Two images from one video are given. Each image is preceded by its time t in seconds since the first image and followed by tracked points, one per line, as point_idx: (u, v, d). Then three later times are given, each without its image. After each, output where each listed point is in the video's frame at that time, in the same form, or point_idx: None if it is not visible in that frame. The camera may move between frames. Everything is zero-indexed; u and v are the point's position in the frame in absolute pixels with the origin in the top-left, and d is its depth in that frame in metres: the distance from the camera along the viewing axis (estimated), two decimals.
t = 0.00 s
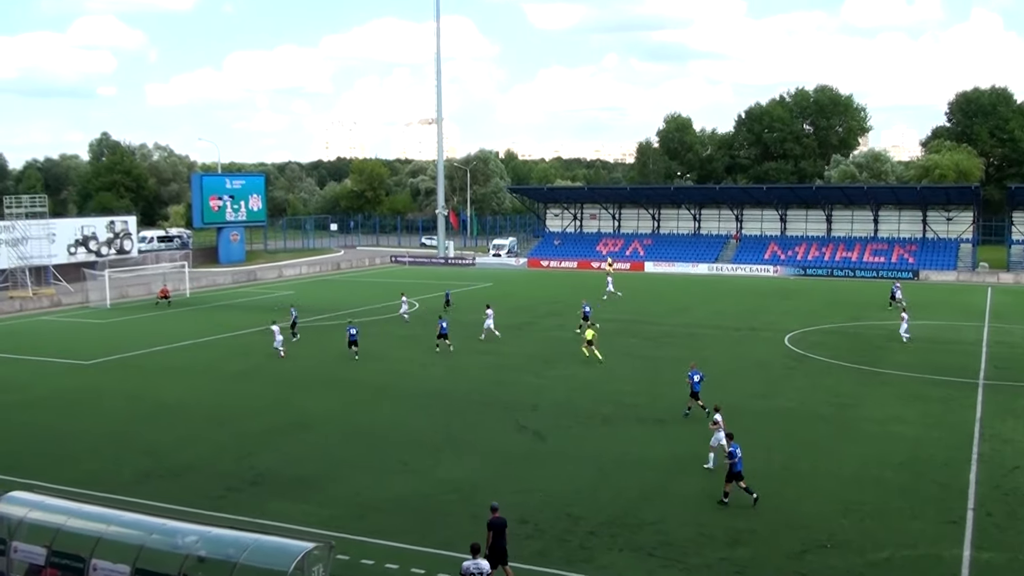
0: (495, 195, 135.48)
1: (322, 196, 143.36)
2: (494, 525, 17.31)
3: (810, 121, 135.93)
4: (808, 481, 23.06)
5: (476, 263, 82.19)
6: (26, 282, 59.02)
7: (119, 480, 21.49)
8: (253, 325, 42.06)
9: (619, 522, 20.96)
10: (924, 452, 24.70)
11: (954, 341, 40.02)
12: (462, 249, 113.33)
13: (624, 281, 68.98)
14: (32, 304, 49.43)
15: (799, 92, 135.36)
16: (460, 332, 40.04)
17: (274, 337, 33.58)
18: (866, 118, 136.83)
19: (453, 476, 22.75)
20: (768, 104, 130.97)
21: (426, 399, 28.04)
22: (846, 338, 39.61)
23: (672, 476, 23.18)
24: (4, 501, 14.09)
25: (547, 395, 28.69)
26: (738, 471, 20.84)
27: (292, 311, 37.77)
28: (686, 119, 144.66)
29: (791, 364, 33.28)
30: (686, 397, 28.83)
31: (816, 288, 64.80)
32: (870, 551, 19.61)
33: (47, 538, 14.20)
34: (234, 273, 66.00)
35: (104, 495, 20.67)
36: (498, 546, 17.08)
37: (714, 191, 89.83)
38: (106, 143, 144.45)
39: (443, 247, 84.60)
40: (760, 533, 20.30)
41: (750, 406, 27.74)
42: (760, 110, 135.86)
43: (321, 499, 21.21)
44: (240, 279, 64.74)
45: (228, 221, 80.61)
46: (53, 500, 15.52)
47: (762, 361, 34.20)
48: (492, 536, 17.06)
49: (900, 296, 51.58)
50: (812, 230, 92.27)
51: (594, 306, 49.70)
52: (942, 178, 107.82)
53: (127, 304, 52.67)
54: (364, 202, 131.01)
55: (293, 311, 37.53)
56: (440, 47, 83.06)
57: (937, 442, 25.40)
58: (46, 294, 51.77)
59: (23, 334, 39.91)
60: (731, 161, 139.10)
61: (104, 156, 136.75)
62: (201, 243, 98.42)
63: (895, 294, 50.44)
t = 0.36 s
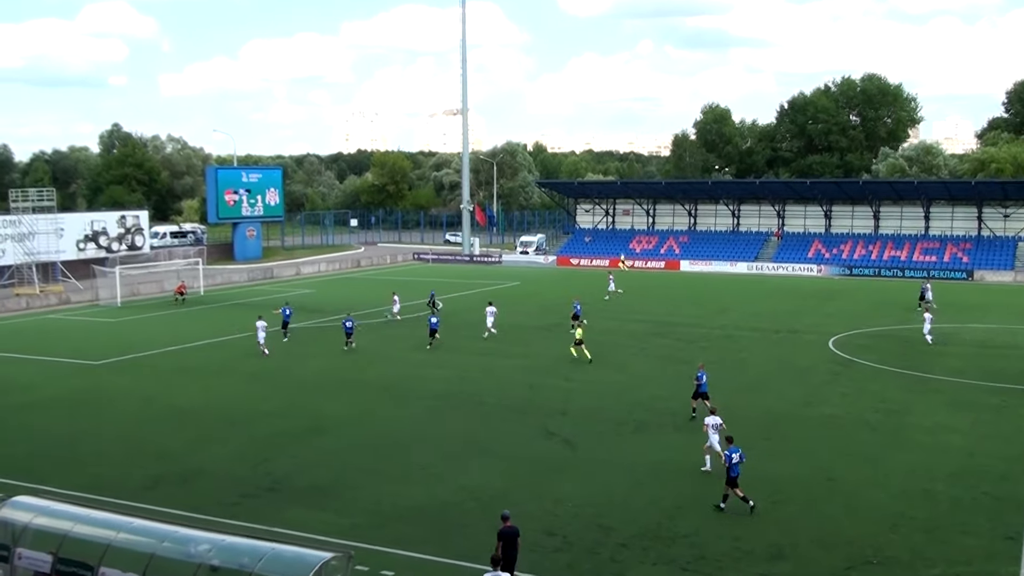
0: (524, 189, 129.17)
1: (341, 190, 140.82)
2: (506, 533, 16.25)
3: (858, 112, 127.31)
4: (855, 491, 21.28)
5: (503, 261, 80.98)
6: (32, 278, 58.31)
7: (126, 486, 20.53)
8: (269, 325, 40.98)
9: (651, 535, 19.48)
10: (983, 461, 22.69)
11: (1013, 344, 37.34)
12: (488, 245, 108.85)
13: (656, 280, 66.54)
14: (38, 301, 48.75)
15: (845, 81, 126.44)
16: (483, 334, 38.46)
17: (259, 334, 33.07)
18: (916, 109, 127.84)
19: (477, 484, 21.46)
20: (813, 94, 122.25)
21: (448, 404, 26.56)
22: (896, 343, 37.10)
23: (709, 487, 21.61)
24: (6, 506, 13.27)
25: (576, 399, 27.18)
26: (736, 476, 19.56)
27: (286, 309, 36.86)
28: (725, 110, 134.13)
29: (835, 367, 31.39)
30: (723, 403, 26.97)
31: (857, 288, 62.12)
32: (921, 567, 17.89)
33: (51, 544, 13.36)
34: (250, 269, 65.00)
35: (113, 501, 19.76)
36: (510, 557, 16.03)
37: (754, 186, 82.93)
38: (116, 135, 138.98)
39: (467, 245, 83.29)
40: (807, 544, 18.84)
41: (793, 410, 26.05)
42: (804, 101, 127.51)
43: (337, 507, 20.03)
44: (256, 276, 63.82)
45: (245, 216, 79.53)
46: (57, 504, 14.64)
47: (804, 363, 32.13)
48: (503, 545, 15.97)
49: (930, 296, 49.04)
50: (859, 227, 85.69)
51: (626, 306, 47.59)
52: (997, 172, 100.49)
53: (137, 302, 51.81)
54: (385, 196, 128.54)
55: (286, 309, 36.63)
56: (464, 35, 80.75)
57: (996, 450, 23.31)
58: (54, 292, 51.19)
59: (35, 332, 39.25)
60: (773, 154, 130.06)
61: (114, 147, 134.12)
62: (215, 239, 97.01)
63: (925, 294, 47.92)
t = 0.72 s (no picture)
0: (550, 183, 126.08)
1: (359, 185, 138.54)
2: (517, 545, 15.14)
3: (904, 103, 117.29)
4: (904, 507, 19.59)
5: (527, 260, 79.87)
6: (34, 276, 56.73)
7: (131, 495, 19.51)
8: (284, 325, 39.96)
9: (683, 549, 17.99)
10: None
11: None
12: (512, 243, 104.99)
13: (686, 278, 64.31)
14: (42, 300, 48.07)
15: (892, 69, 116.96)
16: (506, 335, 36.89)
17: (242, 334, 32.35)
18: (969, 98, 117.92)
19: (500, 494, 20.13)
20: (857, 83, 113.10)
21: (469, 410, 25.05)
22: (945, 346, 34.80)
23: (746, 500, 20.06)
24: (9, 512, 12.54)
25: (606, 405, 25.63)
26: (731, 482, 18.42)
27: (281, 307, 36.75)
28: (763, 101, 125.16)
29: (879, 372, 29.59)
30: (761, 409, 25.22)
31: (896, 288, 59.47)
32: None
33: (55, 553, 12.56)
34: (266, 267, 64.28)
35: (118, 509, 18.83)
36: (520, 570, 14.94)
37: (794, 181, 78.84)
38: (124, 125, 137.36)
39: (491, 243, 81.59)
40: (856, 561, 17.36)
41: (838, 417, 24.42)
42: (847, 90, 118.16)
43: (350, 518, 18.83)
44: (270, 273, 63.03)
45: (257, 212, 78.44)
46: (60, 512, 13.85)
47: (846, 369, 30.20)
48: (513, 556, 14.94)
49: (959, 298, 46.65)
50: (905, 225, 81.11)
51: (657, 307, 45.59)
52: None
53: (145, 301, 51.11)
54: (405, 190, 128.88)
55: (281, 307, 36.38)
56: (490, 23, 79.18)
57: None
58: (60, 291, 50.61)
59: (45, 333, 38.56)
60: (814, 148, 121.04)
61: (124, 140, 132.12)
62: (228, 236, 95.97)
63: (954, 295, 45.60)
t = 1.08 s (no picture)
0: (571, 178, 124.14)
1: (372, 181, 136.92)
2: (522, 554, 14.10)
3: (946, 93, 113.21)
4: (951, 521, 18.12)
5: (547, 259, 78.13)
6: (31, 275, 55.70)
7: (128, 505, 18.50)
8: (291, 328, 38.95)
9: (712, 564, 16.62)
10: None
11: None
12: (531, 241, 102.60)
13: (709, 278, 62.74)
14: (38, 300, 47.35)
15: (933, 58, 112.59)
16: (523, 338, 35.59)
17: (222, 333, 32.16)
18: (1015, 89, 112.89)
19: (520, 506, 18.84)
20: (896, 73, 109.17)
21: (485, 420, 23.77)
22: (987, 351, 33.10)
23: (780, 512, 18.65)
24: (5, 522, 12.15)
25: (631, 414, 24.31)
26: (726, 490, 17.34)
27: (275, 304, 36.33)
28: (797, 92, 123.11)
29: (918, 379, 28.17)
30: (794, 417, 23.81)
31: (926, 287, 57.51)
32: None
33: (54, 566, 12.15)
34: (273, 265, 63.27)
35: (116, 519, 17.88)
36: None
37: (828, 176, 74.44)
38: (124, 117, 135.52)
39: (509, 240, 79.44)
40: None
41: (878, 427, 23.02)
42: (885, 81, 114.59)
43: (359, 529, 17.68)
44: (278, 273, 62.05)
45: (263, 208, 77.36)
46: (59, 523, 13.22)
47: (882, 375, 28.67)
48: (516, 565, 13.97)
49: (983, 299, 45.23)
50: (948, 222, 77.70)
51: (681, 308, 44.04)
52: None
53: (145, 302, 50.35)
54: (417, 185, 127.02)
55: (275, 305, 35.77)
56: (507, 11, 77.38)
57: None
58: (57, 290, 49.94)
59: (44, 334, 37.72)
60: (851, 140, 118.02)
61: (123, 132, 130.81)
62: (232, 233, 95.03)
63: (979, 295, 44.09)
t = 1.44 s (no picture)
0: (590, 171, 121.63)
1: (381, 174, 135.25)
2: (522, 565, 12.91)
3: (988, 81, 107.69)
4: (999, 536, 16.88)
5: (565, 256, 76.22)
6: (25, 273, 54.73)
7: (125, 515, 17.56)
8: (296, 329, 37.97)
9: None
10: None
11: None
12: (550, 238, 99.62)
13: (730, 277, 61.24)
14: (31, 300, 46.52)
15: (973, 45, 106.96)
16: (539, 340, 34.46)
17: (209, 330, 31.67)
18: None
19: (536, 516, 17.76)
20: (937, 59, 102.72)
21: (501, 427, 22.70)
22: None
23: (814, 523, 17.49)
24: None
25: (653, 420, 23.25)
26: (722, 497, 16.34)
27: (275, 301, 36.31)
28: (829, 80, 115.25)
29: (956, 385, 26.95)
30: (825, 425, 22.66)
31: (954, 285, 55.79)
32: None
33: None
34: (277, 265, 62.39)
35: (113, 529, 16.98)
36: None
37: (863, 168, 71.37)
38: (121, 108, 134.84)
39: (524, 237, 78.13)
40: None
41: (916, 436, 21.87)
42: (923, 69, 106.98)
43: (367, 542, 16.64)
44: (282, 271, 61.12)
45: (267, 203, 76.29)
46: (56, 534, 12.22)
47: (917, 381, 27.41)
48: None
49: (1002, 300, 44.00)
50: (989, 220, 74.44)
51: (705, 309, 42.76)
52: None
53: (142, 302, 49.47)
54: (429, 179, 126.74)
55: (275, 302, 35.59)
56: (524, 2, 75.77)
57: None
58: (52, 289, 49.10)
59: (41, 335, 36.83)
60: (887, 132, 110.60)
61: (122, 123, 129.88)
62: (234, 229, 93.90)
63: (998, 295, 42.88)
